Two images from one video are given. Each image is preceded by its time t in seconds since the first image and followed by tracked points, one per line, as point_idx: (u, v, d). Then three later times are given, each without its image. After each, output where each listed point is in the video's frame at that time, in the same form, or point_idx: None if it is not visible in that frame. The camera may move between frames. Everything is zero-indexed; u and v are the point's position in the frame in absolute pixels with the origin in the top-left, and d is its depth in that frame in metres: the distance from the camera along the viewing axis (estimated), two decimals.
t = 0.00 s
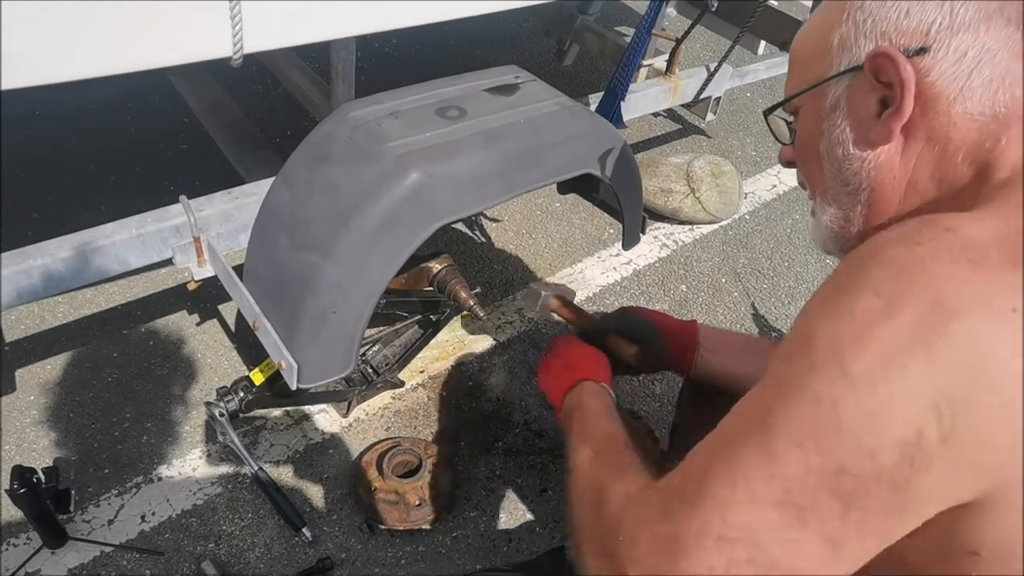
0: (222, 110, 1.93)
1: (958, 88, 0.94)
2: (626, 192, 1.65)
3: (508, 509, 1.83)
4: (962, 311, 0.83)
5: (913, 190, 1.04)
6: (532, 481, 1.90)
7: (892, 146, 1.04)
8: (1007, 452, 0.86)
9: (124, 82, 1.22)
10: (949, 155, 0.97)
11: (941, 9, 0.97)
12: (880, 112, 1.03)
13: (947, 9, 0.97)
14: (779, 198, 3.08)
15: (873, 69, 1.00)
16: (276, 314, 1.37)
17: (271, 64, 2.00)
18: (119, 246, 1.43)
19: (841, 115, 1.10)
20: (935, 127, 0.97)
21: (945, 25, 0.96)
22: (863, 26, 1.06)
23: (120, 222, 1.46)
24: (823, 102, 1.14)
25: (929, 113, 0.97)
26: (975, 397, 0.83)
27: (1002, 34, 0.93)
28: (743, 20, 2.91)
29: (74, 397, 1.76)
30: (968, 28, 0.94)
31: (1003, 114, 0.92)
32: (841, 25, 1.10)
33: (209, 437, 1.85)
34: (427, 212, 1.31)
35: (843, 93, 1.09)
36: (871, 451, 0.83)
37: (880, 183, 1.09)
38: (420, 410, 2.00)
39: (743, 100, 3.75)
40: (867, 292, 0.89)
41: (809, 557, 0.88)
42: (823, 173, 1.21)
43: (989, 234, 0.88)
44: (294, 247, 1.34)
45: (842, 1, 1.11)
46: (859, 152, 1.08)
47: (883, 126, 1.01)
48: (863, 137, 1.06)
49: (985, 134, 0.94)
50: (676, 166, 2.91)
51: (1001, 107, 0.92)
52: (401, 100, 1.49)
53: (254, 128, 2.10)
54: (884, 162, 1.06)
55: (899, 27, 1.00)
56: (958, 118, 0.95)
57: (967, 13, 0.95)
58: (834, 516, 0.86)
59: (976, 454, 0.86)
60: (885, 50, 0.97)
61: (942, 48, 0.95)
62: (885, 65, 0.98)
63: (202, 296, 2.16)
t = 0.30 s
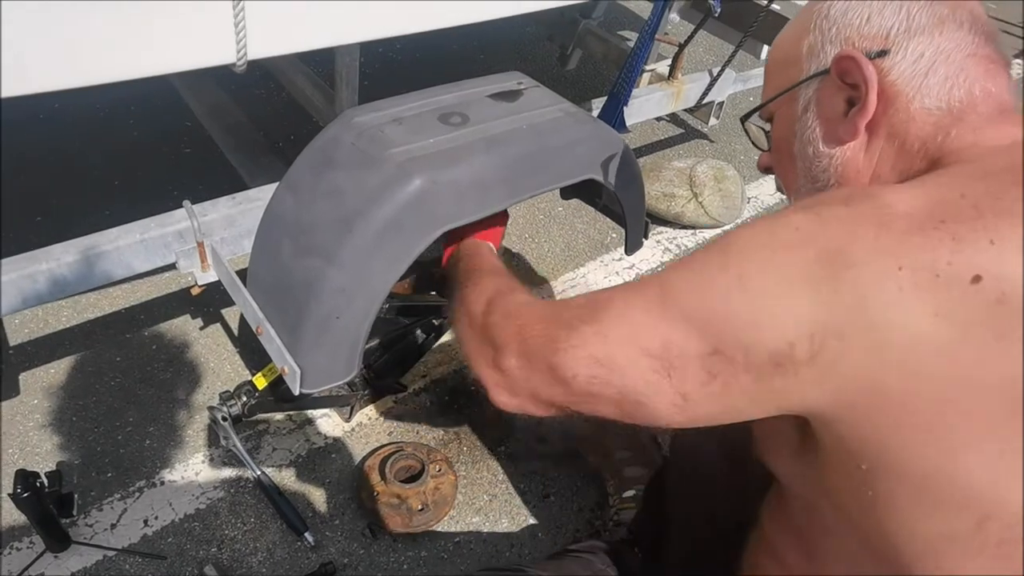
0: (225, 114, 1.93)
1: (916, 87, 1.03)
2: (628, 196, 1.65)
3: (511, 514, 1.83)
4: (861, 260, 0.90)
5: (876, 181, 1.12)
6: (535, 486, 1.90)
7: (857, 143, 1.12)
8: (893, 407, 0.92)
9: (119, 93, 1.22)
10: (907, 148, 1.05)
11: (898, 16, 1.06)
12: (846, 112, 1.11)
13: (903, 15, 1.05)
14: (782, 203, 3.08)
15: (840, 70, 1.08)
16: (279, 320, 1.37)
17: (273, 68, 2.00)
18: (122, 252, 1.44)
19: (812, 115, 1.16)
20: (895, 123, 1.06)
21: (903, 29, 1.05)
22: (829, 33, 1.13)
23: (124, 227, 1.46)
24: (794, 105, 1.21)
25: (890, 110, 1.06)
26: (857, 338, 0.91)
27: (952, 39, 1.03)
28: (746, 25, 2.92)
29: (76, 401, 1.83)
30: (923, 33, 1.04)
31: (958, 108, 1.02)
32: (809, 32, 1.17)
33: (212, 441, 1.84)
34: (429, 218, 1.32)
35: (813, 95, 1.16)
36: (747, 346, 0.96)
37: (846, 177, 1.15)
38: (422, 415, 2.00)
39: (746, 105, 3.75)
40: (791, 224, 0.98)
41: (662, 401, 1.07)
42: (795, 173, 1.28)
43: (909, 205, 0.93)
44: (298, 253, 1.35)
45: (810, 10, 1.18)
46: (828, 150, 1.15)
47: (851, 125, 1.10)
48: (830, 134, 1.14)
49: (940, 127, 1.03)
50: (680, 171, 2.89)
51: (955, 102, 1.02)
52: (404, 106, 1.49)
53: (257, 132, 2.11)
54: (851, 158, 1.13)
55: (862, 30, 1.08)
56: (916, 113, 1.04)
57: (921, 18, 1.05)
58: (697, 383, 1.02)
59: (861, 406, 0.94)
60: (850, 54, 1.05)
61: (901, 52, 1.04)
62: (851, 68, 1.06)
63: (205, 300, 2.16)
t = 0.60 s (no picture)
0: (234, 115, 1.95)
1: (877, 87, 1.14)
2: (635, 197, 1.66)
3: (517, 514, 1.83)
4: (806, 244, 1.02)
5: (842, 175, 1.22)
6: (541, 487, 1.90)
7: (824, 143, 1.22)
8: (840, 376, 1.00)
9: (123, 93, 1.22)
10: (869, 143, 1.16)
11: (858, 23, 1.17)
12: (814, 114, 1.22)
13: (863, 23, 1.17)
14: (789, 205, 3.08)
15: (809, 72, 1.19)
16: (288, 320, 1.37)
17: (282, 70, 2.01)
18: (132, 252, 1.44)
19: (783, 117, 1.27)
20: (860, 121, 1.16)
21: (863, 35, 1.16)
22: (796, 41, 1.25)
23: (134, 228, 1.47)
24: (766, 110, 1.32)
25: (854, 110, 1.17)
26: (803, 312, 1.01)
27: (909, 42, 1.16)
28: (753, 27, 2.92)
29: (85, 400, 1.84)
30: (882, 37, 1.15)
31: (917, 104, 1.13)
32: (778, 42, 1.29)
33: (218, 441, 1.86)
34: (437, 219, 1.32)
35: (784, 99, 1.27)
36: (707, 319, 1.07)
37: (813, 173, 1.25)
38: (428, 415, 2.00)
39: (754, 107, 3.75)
40: (749, 212, 1.10)
41: (632, 371, 1.18)
42: (769, 175, 1.37)
43: (851, 195, 1.04)
44: (306, 253, 1.35)
45: (778, 23, 1.30)
46: (798, 150, 1.25)
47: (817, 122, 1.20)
48: (801, 134, 1.24)
49: (899, 124, 1.14)
50: (686, 173, 2.91)
51: (914, 100, 1.13)
52: (412, 107, 1.50)
53: (265, 133, 2.12)
54: (819, 157, 1.23)
55: (827, 38, 1.19)
56: (878, 110, 1.14)
57: (879, 25, 1.16)
58: (664, 353, 1.14)
59: (812, 375, 1.03)
60: (816, 58, 1.17)
61: (863, 55, 1.15)
62: (818, 71, 1.17)
63: (213, 301, 2.17)
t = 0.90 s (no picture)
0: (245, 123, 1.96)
1: (859, 103, 1.15)
2: (644, 203, 1.66)
3: (526, 522, 1.83)
4: (788, 261, 1.03)
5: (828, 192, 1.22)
6: (549, 494, 1.90)
7: (811, 161, 1.22)
8: (834, 392, 1.01)
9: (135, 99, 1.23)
10: (854, 158, 1.16)
11: (838, 41, 1.18)
12: (799, 132, 1.22)
13: (843, 40, 1.18)
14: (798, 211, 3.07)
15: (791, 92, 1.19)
16: (299, 327, 1.38)
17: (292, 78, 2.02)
18: (143, 259, 1.45)
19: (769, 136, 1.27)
20: (845, 138, 1.17)
21: (843, 52, 1.17)
22: (778, 59, 1.26)
23: (145, 235, 1.47)
24: (753, 128, 1.33)
25: (839, 126, 1.17)
26: (791, 328, 1.01)
27: (888, 58, 1.16)
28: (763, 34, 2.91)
29: (94, 405, 1.87)
30: (863, 54, 1.15)
31: (900, 120, 1.13)
32: (759, 61, 1.30)
33: (227, 447, 1.86)
34: (446, 228, 1.33)
35: (768, 117, 1.27)
36: (696, 335, 1.07)
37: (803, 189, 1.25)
38: (437, 422, 2.00)
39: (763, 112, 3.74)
40: (734, 230, 1.10)
41: (618, 383, 1.17)
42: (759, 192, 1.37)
43: (833, 214, 1.04)
44: (317, 261, 1.36)
45: (760, 41, 1.31)
46: (786, 168, 1.26)
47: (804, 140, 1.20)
48: (787, 153, 1.24)
49: (885, 138, 1.14)
50: (695, 178, 2.96)
51: (897, 116, 1.13)
52: (423, 115, 1.50)
53: (276, 140, 2.13)
54: (807, 173, 1.23)
55: (808, 56, 1.20)
56: (862, 126, 1.15)
57: (858, 41, 1.17)
58: (648, 367, 1.13)
59: (801, 392, 1.04)
60: (798, 78, 1.17)
61: (844, 72, 1.15)
62: (801, 91, 1.17)
63: (223, 307, 2.18)
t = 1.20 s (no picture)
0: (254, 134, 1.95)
1: (858, 122, 1.12)
2: (655, 214, 1.63)
3: (537, 537, 1.80)
4: (782, 277, 1.00)
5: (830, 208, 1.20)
6: (560, 509, 1.87)
7: (810, 181, 1.20)
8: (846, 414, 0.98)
9: (142, 112, 1.22)
10: (855, 176, 1.14)
11: (835, 60, 1.15)
12: (798, 153, 1.19)
13: (841, 58, 1.15)
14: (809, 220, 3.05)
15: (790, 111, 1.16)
16: (307, 342, 1.36)
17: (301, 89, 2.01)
18: (151, 273, 1.43)
19: (769, 156, 1.25)
20: (845, 156, 1.14)
21: (841, 71, 1.14)
22: (775, 79, 1.23)
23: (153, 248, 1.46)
24: (752, 146, 1.31)
25: (839, 145, 1.14)
26: (788, 342, 0.98)
27: (887, 75, 1.13)
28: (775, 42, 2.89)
29: (100, 418, 1.85)
30: (861, 74, 1.13)
31: (901, 138, 1.11)
32: (756, 80, 1.28)
33: (235, 460, 1.84)
34: (456, 242, 1.31)
35: (768, 138, 1.25)
36: (699, 353, 1.05)
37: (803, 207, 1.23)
38: (446, 435, 1.98)
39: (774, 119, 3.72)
40: (735, 242, 1.08)
41: (604, 387, 1.12)
42: (758, 211, 1.35)
43: (834, 233, 1.02)
44: (326, 276, 1.34)
45: (756, 61, 1.29)
46: (785, 189, 1.24)
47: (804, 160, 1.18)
48: (786, 173, 1.22)
49: (886, 155, 1.12)
50: (706, 187, 2.96)
51: (898, 134, 1.11)
52: (432, 128, 1.49)
53: (284, 151, 2.13)
54: (807, 194, 1.21)
55: (805, 75, 1.18)
56: (862, 145, 1.13)
57: (854, 59, 1.14)
58: (641, 376, 1.09)
59: (804, 414, 1.01)
60: (797, 99, 1.15)
61: (842, 92, 1.13)
62: (799, 111, 1.15)
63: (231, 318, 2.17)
